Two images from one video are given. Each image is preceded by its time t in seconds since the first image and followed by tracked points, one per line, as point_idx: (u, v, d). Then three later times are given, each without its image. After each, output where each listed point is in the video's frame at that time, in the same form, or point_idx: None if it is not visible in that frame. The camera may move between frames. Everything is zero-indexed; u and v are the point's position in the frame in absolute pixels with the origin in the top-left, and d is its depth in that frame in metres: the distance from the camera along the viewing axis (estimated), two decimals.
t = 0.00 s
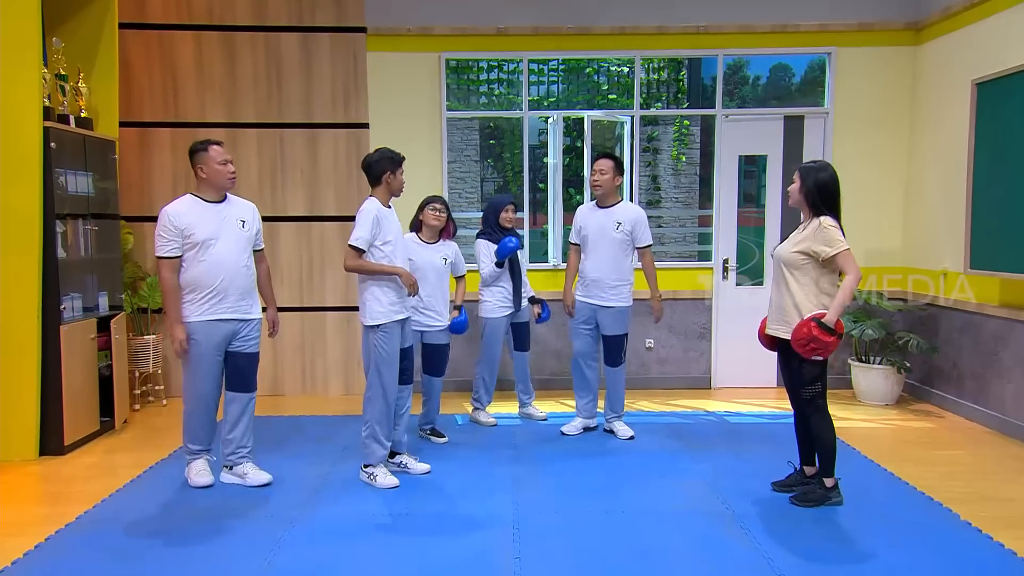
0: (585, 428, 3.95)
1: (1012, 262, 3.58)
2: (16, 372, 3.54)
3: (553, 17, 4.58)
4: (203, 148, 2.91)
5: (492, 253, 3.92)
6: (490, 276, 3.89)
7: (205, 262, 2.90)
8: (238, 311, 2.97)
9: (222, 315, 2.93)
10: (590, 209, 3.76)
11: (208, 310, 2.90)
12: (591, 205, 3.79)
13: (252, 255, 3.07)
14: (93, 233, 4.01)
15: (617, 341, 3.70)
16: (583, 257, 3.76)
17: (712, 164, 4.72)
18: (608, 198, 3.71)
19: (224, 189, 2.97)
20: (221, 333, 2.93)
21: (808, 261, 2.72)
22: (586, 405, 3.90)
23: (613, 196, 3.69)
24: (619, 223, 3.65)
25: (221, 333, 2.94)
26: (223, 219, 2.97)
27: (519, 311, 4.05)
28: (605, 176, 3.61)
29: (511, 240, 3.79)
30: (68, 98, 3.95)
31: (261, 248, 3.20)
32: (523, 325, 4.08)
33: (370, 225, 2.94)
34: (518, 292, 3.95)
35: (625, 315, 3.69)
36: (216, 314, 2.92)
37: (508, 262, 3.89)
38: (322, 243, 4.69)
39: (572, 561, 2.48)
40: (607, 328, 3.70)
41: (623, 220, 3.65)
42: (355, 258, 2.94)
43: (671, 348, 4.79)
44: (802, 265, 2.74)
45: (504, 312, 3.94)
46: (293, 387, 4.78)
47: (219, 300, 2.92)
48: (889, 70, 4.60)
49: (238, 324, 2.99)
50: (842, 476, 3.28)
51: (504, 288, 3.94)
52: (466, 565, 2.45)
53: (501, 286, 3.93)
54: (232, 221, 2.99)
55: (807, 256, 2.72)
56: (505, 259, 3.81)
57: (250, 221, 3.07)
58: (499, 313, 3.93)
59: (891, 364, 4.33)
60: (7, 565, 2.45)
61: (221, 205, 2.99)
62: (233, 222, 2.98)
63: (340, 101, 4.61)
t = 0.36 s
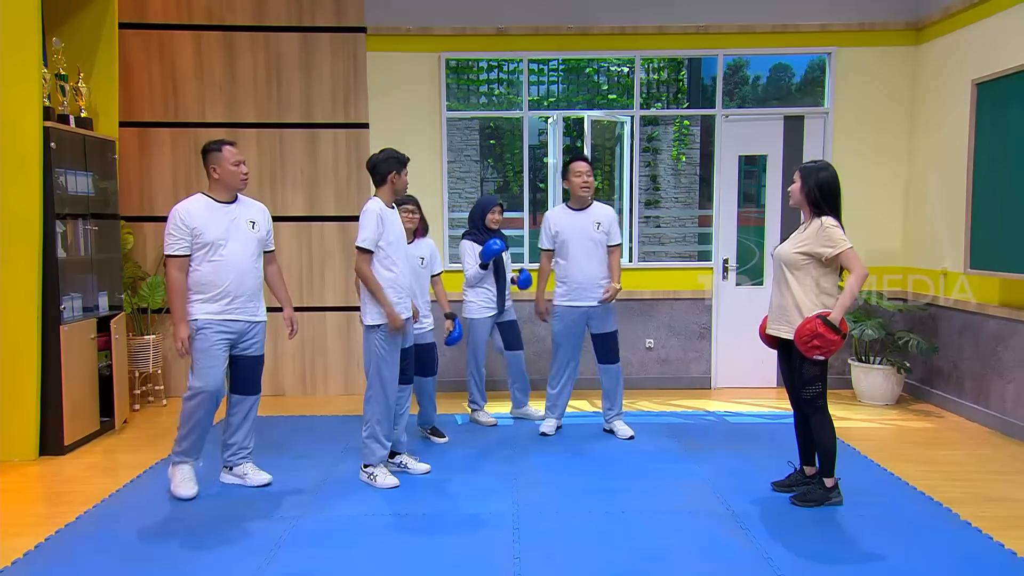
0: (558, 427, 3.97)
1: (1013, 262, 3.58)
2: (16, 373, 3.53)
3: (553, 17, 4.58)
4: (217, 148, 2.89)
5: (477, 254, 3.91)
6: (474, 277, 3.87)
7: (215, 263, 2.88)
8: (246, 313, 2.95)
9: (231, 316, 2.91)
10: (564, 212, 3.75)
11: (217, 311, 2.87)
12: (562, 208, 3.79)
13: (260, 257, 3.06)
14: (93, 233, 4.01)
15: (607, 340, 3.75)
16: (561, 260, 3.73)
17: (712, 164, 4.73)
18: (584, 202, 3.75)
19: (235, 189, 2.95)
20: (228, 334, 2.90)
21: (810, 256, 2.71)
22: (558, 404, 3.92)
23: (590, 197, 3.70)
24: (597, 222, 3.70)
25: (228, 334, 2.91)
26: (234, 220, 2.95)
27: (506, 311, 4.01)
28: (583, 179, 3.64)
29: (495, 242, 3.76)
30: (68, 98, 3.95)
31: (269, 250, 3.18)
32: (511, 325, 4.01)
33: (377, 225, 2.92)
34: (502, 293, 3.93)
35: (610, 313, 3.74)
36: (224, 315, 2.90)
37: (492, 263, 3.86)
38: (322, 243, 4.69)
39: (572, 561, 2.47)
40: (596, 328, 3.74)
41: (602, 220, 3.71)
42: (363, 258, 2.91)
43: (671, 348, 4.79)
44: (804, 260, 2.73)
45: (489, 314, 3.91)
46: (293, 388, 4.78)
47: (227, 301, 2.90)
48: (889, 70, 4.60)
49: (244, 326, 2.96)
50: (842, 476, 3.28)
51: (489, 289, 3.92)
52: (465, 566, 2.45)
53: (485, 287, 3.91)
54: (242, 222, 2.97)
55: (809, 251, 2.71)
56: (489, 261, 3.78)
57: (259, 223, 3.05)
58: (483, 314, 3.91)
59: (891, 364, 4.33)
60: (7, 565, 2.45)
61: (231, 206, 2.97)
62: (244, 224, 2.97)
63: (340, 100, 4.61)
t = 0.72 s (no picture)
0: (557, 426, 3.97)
1: (1013, 262, 3.57)
2: (17, 373, 3.54)
3: (553, 17, 4.58)
4: (209, 146, 2.83)
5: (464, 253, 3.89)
6: (460, 277, 3.86)
7: (208, 264, 2.80)
8: (240, 316, 2.89)
9: (224, 319, 2.84)
10: (548, 212, 3.77)
11: (209, 314, 2.80)
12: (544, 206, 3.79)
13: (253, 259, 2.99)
14: (93, 233, 4.01)
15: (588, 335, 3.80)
16: (550, 261, 3.72)
17: (712, 164, 4.73)
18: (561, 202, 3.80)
19: (228, 188, 2.88)
20: (221, 338, 2.84)
21: (811, 254, 2.71)
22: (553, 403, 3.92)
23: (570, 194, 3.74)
24: (579, 221, 3.81)
25: (221, 338, 2.85)
26: (227, 221, 2.87)
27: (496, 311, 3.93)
28: (565, 177, 3.67)
29: (472, 240, 3.79)
30: (68, 98, 3.95)
31: (261, 252, 3.11)
32: (503, 326, 3.92)
33: (375, 226, 2.93)
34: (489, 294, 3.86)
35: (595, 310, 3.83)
36: (216, 318, 2.82)
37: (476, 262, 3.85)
38: (322, 243, 4.69)
39: (572, 562, 2.47)
40: (580, 324, 3.80)
41: (583, 218, 3.83)
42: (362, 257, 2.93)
43: (671, 348, 4.79)
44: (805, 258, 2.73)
45: (475, 313, 3.86)
46: (293, 388, 4.78)
47: (221, 305, 2.82)
48: (889, 70, 4.60)
49: (237, 330, 2.90)
50: (842, 476, 3.28)
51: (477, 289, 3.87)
52: (465, 566, 2.45)
53: (472, 287, 3.86)
54: (235, 222, 2.91)
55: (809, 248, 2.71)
56: (469, 258, 3.80)
57: (251, 224, 2.99)
58: (471, 314, 3.87)
59: (891, 364, 4.33)
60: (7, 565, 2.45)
61: (224, 206, 2.89)
62: (237, 225, 2.90)
63: (340, 100, 4.61)
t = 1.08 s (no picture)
0: (558, 427, 3.98)
1: (1013, 262, 3.57)
2: (17, 373, 3.54)
3: (554, 18, 4.58)
4: (183, 142, 2.75)
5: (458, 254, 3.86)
6: (455, 278, 3.86)
7: (191, 266, 2.75)
8: (225, 317, 2.85)
9: (210, 321, 2.80)
10: (550, 211, 3.76)
11: (194, 317, 2.76)
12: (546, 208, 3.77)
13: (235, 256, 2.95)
14: (93, 233, 4.01)
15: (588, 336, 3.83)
16: (553, 260, 3.72)
17: (712, 164, 4.73)
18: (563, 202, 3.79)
19: (204, 185, 2.81)
20: (207, 340, 2.80)
21: (811, 253, 2.70)
22: (556, 404, 3.93)
23: (571, 196, 3.74)
24: (580, 222, 3.81)
25: (206, 340, 2.81)
26: (208, 220, 2.82)
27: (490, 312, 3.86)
28: (567, 179, 3.67)
29: (472, 242, 3.73)
30: (68, 98, 3.95)
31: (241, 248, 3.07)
32: (497, 325, 3.88)
33: (373, 226, 2.93)
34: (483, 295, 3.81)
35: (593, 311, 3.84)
36: (202, 320, 2.78)
37: (471, 263, 3.82)
38: (322, 243, 4.70)
39: (572, 562, 2.47)
40: (579, 325, 3.81)
41: (584, 219, 3.83)
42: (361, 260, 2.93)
43: (671, 348, 4.79)
44: (805, 256, 2.72)
45: (470, 315, 3.84)
46: (294, 388, 4.78)
47: (205, 306, 2.78)
48: (889, 69, 4.60)
49: (222, 332, 2.86)
50: (842, 476, 3.28)
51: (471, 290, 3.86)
52: (466, 565, 2.45)
53: (466, 288, 3.86)
54: (216, 220, 2.85)
55: (810, 247, 2.70)
56: (466, 260, 3.75)
57: (230, 221, 2.93)
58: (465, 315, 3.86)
59: (891, 364, 4.33)
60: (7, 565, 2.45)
61: (202, 204, 2.83)
62: (217, 223, 2.84)
63: (340, 100, 4.62)
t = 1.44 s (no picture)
0: (558, 427, 3.98)
1: (1013, 262, 3.57)
2: (16, 373, 3.53)
3: (554, 18, 4.58)
4: (173, 140, 2.72)
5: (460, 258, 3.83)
6: (457, 282, 3.82)
7: (190, 265, 2.75)
8: (223, 314, 2.87)
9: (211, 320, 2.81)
10: (559, 210, 3.76)
11: (196, 316, 2.76)
12: (554, 206, 3.76)
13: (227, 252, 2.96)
14: (93, 233, 4.01)
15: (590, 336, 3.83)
16: (558, 259, 3.73)
17: (712, 164, 4.73)
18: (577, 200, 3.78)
19: (194, 185, 2.79)
20: (206, 340, 2.81)
21: (811, 252, 2.71)
22: (557, 404, 3.93)
23: (584, 196, 3.75)
24: (590, 221, 3.80)
25: (205, 340, 2.81)
26: (201, 218, 2.81)
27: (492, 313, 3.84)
28: (581, 180, 3.66)
29: (474, 247, 3.69)
30: (68, 98, 3.95)
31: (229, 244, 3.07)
32: (497, 327, 3.84)
33: (366, 226, 2.96)
34: (486, 297, 3.80)
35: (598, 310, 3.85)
36: (202, 319, 2.79)
37: (473, 267, 3.79)
38: (322, 242, 4.70)
39: (572, 562, 2.47)
40: (584, 324, 3.81)
41: (595, 219, 3.82)
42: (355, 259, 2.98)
43: (671, 348, 4.79)
44: (805, 256, 2.72)
45: (474, 317, 3.84)
46: (294, 388, 4.78)
47: (205, 304, 2.79)
48: (888, 69, 4.60)
49: (219, 330, 2.87)
50: (842, 476, 3.28)
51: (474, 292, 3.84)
52: (466, 565, 2.45)
53: (468, 292, 3.83)
54: (208, 217, 2.85)
55: (809, 247, 2.71)
56: (469, 266, 3.71)
57: (221, 218, 2.93)
58: (468, 317, 3.85)
59: (891, 364, 4.33)
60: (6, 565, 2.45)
61: (193, 202, 2.82)
62: (211, 221, 2.85)
63: (340, 100, 4.62)
